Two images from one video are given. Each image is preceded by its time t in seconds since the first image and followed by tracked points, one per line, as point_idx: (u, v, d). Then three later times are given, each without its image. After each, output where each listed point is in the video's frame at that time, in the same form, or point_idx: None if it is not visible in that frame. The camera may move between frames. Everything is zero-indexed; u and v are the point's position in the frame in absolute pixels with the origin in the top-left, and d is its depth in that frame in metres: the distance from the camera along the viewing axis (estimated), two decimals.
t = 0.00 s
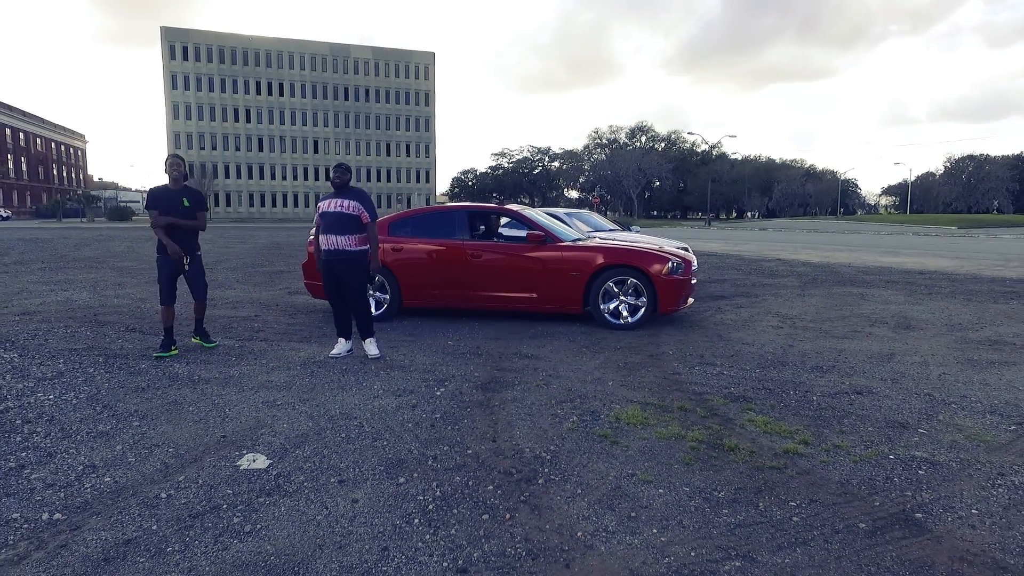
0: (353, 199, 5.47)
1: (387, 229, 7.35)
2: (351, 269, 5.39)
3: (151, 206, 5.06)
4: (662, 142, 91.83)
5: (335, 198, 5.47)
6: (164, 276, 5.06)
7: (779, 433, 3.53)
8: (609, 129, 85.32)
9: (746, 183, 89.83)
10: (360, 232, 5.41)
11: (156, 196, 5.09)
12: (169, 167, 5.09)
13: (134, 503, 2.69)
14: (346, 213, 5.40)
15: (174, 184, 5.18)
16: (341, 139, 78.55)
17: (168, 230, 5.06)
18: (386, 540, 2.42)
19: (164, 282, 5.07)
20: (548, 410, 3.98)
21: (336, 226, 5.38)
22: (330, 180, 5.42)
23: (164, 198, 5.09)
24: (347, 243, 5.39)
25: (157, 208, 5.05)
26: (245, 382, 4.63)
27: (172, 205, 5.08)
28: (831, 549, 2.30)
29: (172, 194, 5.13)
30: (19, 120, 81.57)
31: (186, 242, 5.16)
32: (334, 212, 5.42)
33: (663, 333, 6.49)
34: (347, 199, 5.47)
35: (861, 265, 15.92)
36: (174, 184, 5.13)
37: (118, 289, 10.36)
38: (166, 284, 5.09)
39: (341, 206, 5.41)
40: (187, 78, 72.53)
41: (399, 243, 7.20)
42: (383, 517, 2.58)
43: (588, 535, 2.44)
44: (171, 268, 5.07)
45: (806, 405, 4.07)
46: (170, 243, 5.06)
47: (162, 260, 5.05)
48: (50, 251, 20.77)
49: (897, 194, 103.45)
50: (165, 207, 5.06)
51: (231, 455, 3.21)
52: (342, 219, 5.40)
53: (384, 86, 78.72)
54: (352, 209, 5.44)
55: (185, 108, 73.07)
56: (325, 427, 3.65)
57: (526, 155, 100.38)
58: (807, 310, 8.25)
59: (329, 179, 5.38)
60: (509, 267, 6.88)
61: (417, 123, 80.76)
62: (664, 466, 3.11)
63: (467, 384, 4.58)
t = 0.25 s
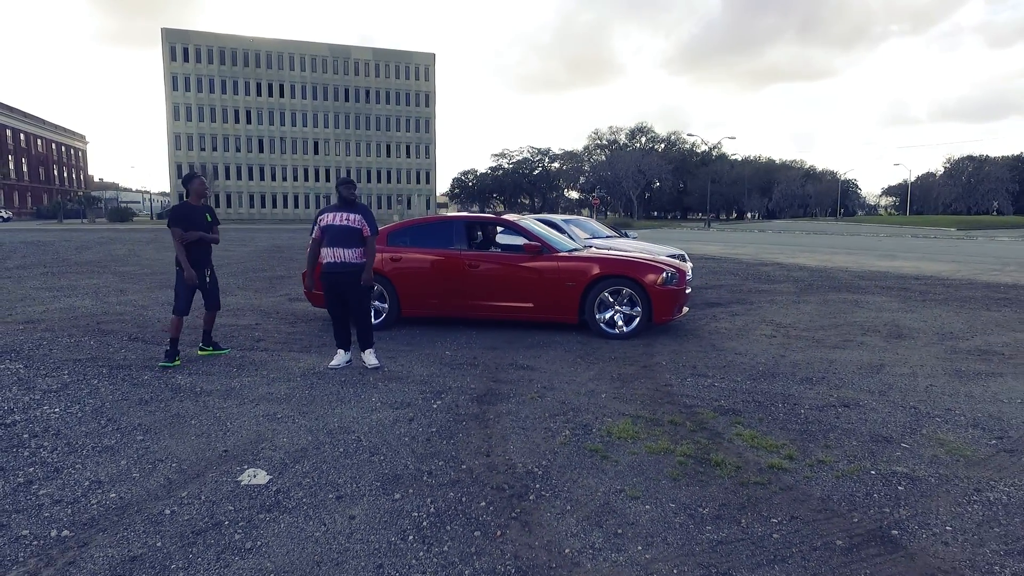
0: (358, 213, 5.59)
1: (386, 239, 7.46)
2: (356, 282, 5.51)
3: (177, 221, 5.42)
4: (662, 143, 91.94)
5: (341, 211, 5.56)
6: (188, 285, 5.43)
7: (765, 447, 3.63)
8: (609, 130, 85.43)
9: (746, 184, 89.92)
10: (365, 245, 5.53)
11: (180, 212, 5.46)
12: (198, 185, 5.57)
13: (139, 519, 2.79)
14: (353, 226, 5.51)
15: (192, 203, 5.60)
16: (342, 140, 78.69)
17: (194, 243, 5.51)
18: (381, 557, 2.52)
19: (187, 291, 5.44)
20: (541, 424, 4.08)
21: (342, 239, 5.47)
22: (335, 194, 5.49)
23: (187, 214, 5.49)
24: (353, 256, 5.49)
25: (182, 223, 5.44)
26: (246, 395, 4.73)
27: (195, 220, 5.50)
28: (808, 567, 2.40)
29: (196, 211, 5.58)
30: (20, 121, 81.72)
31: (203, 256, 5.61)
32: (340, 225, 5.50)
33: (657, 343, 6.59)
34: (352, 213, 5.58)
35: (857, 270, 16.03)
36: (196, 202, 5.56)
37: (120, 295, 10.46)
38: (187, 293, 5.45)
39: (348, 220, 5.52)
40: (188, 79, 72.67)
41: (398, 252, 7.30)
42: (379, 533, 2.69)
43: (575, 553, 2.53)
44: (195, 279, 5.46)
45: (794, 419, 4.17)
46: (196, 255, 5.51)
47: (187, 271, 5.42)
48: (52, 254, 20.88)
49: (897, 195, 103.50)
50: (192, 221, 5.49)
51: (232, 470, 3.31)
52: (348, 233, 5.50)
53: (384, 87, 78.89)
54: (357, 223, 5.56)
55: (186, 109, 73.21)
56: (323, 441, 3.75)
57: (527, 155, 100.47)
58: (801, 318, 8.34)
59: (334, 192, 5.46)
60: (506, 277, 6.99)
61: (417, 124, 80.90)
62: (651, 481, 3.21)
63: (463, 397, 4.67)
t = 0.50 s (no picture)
0: (367, 230, 5.73)
1: (384, 250, 7.55)
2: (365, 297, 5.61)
3: (205, 235, 5.74)
4: (662, 143, 92.06)
5: (351, 228, 5.67)
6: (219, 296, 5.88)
7: (752, 465, 3.72)
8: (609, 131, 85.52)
9: (746, 185, 90.02)
10: (375, 260, 5.64)
11: (205, 227, 5.75)
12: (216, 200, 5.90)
13: (141, 541, 2.88)
14: (365, 242, 5.63)
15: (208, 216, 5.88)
16: (342, 141, 78.82)
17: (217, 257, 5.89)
18: None
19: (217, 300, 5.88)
20: (534, 441, 4.16)
21: (356, 255, 5.57)
22: (345, 210, 5.56)
23: (210, 228, 5.81)
24: (366, 271, 5.61)
25: (208, 238, 5.76)
26: (246, 409, 4.83)
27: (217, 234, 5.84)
28: None
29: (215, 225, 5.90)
30: (21, 122, 81.95)
31: (218, 268, 6.00)
32: (353, 241, 5.60)
33: (651, 354, 6.68)
34: (361, 230, 5.72)
35: (854, 275, 16.12)
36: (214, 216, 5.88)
37: (122, 302, 10.56)
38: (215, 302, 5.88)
39: (359, 236, 5.63)
40: (188, 81, 72.74)
41: (396, 264, 7.40)
42: (374, 555, 2.78)
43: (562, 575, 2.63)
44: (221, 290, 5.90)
45: (782, 435, 4.25)
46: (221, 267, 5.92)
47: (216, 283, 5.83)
48: (53, 258, 20.98)
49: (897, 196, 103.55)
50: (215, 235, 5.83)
51: (232, 490, 3.40)
52: (361, 249, 5.62)
53: (385, 88, 79.07)
54: (365, 239, 5.70)
55: (187, 110, 73.38)
56: (320, 460, 3.83)
57: (527, 156, 100.64)
58: (795, 327, 8.42)
59: (344, 208, 5.55)
60: (502, 289, 7.08)
61: (417, 125, 81.11)
62: (640, 501, 3.29)
63: (459, 412, 4.76)
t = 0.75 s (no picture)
0: (377, 246, 5.82)
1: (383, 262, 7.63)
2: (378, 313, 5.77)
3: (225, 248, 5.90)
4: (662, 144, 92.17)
5: (364, 245, 5.73)
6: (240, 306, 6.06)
7: (740, 484, 3.81)
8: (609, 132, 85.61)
9: (746, 186, 90.12)
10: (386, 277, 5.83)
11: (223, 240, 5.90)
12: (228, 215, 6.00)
13: (145, 563, 2.97)
14: (379, 259, 5.75)
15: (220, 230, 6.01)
16: (342, 143, 78.99)
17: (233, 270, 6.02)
18: None
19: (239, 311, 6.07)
20: (528, 458, 4.25)
21: (372, 272, 5.67)
22: (360, 228, 5.58)
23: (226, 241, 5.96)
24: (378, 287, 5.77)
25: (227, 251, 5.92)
26: (246, 425, 4.91)
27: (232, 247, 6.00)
28: None
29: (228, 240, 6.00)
30: (23, 123, 82.13)
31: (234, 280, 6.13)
32: (368, 259, 5.67)
33: (646, 366, 6.76)
34: (370, 247, 5.79)
35: (851, 280, 16.19)
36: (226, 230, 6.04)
37: (123, 310, 10.65)
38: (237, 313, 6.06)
39: (373, 253, 5.73)
40: (189, 82, 72.88)
41: (394, 276, 7.48)
42: None
43: None
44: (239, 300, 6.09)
45: (771, 452, 4.34)
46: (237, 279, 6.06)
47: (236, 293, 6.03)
48: (54, 263, 21.07)
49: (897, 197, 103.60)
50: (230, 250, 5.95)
51: (232, 509, 3.49)
52: (375, 265, 5.73)
53: (385, 89, 79.26)
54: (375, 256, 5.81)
55: (188, 112, 73.52)
56: (318, 478, 3.91)
57: (527, 157, 100.75)
58: (789, 337, 8.49)
59: (360, 225, 5.57)
60: (499, 301, 7.16)
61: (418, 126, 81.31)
62: (630, 521, 3.38)
63: (455, 427, 4.85)
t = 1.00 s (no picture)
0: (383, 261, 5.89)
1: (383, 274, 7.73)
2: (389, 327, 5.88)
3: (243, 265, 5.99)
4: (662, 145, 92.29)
5: (375, 262, 5.78)
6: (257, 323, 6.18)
7: (731, 502, 3.90)
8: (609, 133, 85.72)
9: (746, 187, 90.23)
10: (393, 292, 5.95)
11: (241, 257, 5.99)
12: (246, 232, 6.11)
13: None
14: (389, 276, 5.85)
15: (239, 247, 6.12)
16: (343, 144, 79.14)
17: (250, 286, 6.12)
18: None
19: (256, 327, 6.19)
20: (525, 475, 4.34)
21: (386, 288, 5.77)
22: (374, 246, 5.59)
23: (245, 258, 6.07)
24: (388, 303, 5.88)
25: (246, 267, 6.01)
26: (249, 439, 5.01)
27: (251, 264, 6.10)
28: None
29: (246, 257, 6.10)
30: (24, 123, 82.35)
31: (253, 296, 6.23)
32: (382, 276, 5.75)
33: (643, 378, 6.85)
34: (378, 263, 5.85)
35: (848, 285, 16.30)
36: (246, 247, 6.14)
37: (125, 318, 10.75)
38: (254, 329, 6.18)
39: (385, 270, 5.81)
40: (189, 83, 72.99)
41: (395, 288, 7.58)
42: None
43: None
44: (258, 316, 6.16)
45: (764, 468, 4.42)
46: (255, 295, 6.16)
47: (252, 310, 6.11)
48: (56, 267, 21.17)
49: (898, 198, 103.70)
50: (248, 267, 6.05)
51: (236, 527, 3.59)
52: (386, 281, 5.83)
53: (386, 90, 79.45)
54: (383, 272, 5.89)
55: (188, 113, 73.70)
56: (320, 495, 4.01)
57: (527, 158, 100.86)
58: (785, 347, 8.59)
59: (375, 243, 5.56)
60: (498, 313, 7.26)
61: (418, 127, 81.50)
62: (623, 539, 3.47)
63: (453, 442, 4.95)
